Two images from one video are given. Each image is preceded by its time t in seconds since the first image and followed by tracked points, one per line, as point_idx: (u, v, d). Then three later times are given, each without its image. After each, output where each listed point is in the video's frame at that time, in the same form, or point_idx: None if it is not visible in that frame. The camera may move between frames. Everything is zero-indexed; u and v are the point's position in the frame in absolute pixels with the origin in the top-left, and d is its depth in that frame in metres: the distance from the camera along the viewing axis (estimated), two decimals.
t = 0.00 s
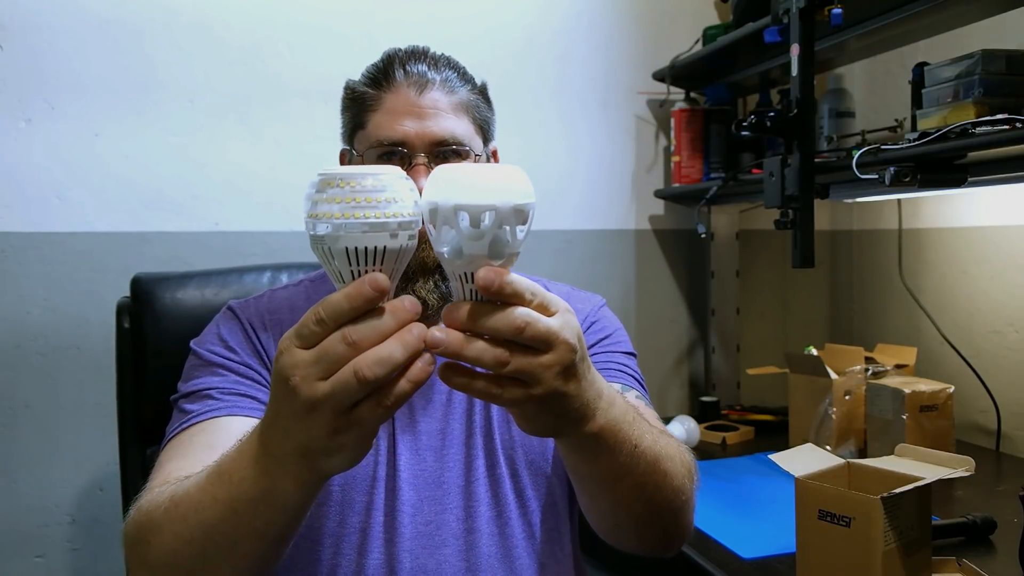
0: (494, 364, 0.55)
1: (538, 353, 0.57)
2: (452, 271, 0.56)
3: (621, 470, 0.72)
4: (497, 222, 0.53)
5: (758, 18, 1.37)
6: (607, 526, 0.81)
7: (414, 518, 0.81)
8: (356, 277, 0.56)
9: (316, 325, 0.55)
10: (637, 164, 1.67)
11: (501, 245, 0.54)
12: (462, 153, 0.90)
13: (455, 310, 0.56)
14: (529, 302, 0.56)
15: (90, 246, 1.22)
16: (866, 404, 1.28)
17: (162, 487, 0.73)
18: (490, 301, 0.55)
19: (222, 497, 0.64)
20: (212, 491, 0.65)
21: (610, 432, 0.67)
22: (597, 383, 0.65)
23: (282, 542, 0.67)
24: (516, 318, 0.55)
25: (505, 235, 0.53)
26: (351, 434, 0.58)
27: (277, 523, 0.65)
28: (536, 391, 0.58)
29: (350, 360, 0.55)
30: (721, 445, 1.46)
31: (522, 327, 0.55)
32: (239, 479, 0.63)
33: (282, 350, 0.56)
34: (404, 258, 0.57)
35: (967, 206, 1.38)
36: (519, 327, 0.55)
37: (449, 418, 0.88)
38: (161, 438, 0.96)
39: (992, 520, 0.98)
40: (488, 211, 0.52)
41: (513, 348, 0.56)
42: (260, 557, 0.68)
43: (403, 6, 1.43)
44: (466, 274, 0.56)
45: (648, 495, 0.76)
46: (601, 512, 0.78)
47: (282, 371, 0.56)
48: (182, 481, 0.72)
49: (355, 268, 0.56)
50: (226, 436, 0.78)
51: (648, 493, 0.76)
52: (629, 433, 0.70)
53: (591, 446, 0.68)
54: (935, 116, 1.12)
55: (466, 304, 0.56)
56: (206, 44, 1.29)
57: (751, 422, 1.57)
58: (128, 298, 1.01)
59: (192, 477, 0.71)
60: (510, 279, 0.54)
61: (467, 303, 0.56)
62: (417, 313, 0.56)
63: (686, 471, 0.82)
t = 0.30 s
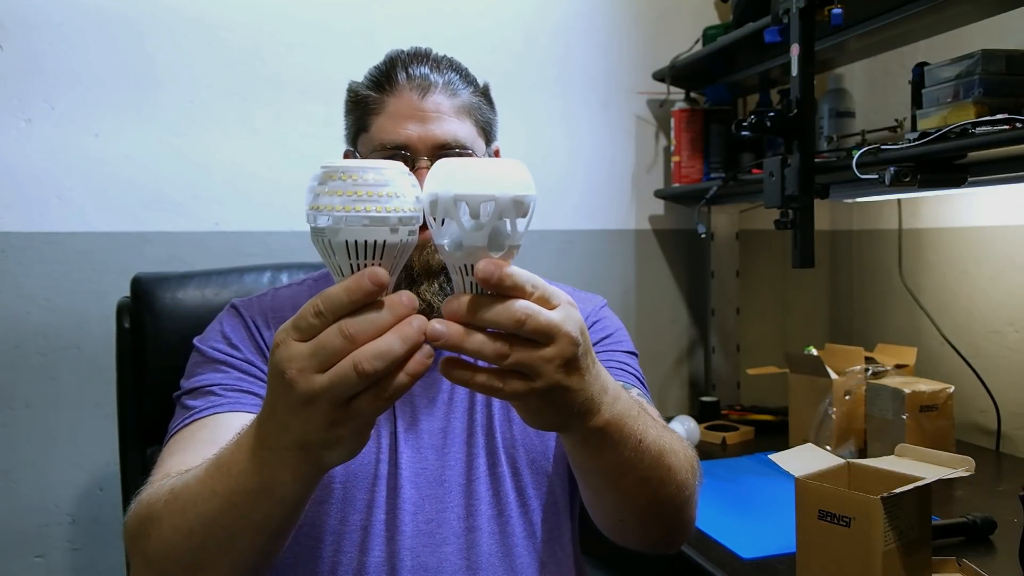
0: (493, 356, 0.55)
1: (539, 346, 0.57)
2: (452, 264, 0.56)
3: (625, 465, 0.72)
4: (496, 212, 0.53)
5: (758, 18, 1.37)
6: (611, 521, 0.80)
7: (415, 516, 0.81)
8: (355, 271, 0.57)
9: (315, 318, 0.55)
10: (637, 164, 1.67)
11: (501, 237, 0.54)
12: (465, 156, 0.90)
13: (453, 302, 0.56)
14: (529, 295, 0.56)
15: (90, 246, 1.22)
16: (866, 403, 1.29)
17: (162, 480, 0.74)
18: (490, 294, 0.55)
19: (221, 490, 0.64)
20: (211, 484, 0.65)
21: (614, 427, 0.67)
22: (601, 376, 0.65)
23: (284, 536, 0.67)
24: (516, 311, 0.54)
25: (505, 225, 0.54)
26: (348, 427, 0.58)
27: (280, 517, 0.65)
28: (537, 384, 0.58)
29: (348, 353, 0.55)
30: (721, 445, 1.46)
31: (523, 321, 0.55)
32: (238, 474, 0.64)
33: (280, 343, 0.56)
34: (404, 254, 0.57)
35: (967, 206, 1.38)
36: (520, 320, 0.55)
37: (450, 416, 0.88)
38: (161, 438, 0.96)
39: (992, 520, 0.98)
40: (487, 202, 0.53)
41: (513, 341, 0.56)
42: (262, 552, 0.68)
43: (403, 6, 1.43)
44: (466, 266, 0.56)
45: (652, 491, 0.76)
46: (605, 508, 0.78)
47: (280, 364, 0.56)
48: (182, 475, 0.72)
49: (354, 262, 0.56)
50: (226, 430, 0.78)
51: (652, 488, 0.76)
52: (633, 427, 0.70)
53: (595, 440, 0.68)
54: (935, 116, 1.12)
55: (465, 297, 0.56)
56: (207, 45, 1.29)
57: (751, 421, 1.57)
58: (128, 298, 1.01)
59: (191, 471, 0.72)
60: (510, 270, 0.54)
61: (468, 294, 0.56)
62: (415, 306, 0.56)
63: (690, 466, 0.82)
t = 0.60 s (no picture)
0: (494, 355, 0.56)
1: (540, 344, 0.57)
2: (452, 264, 0.56)
3: (628, 462, 0.72)
4: (496, 212, 0.53)
5: (758, 18, 1.37)
6: (614, 520, 0.80)
7: (416, 515, 0.82)
8: (356, 270, 0.57)
9: (315, 317, 0.55)
10: (637, 164, 1.67)
11: (501, 236, 0.54)
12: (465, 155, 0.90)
13: (453, 302, 0.56)
14: (529, 294, 0.56)
15: (90, 246, 1.22)
16: (866, 403, 1.29)
17: (166, 479, 0.74)
18: (489, 295, 0.55)
19: (224, 489, 0.64)
20: (215, 483, 0.65)
21: (617, 424, 0.67)
22: (603, 374, 0.65)
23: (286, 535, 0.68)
24: (517, 312, 0.54)
25: (505, 225, 0.54)
26: (348, 426, 0.58)
27: (281, 516, 0.65)
28: (540, 382, 0.58)
29: (349, 353, 0.55)
30: (721, 445, 1.46)
31: (523, 320, 0.55)
32: (240, 473, 0.64)
33: (280, 343, 0.56)
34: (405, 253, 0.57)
35: (967, 206, 1.38)
36: (521, 319, 0.55)
37: (451, 416, 0.88)
38: (162, 438, 0.96)
39: (992, 520, 0.98)
40: (488, 202, 0.53)
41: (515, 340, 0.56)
42: (263, 551, 0.68)
43: (403, 6, 1.43)
44: (466, 265, 0.56)
45: (655, 488, 0.76)
46: (608, 506, 0.78)
47: (280, 364, 0.56)
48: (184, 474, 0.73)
49: (355, 261, 0.56)
50: (232, 430, 0.78)
51: (655, 485, 0.76)
52: (636, 425, 0.70)
53: (598, 438, 0.68)
54: (935, 116, 1.12)
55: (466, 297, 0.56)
56: (207, 45, 1.29)
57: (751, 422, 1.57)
58: (128, 298, 1.01)
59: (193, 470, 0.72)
60: (510, 270, 0.54)
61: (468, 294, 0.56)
62: (415, 306, 0.56)
63: (691, 463, 0.82)
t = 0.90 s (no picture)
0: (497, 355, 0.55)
1: (543, 343, 0.57)
2: (453, 263, 0.56)
3: (630, 460, 0.72)
4: (496, 211, 0.53)
5: (758, 18, 1.37)
6: (616, 517, 0.80)
7: (416, 514, 0.82)
8: (360, 274, 0.57)
9: (319, 318, 0.55)
10: (637, 164, 1.67)
11: (501, 236, 0.54)
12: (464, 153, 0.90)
13: (454, 304, 0.56)
14: (529, 293, 0.56)
15: (89, 246, 1.22)
16: (866, 404, 1.29)
17: (166, 478, 0.74)
18: (489, 295, 0.55)
19: (226, 490, 0.64)
20: (216, 483, 0.65)
21: (619, 422, 0.67)
22: (605, 372, 0.65)
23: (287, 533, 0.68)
24: (517, 311, 0.54)
25: (504, 225, 0.54)
26: (349, 426, 0.58)
27: (282, 516, 0.65)
28: (543, 379, 0.58)
29: (350, 355, 0.55)
30: (721, 445, 1.45)
31: (525, 319, 0.55)
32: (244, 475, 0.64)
33: (282, 343, 0.56)
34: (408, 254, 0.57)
35: (967, 205, 1.38)
36: (523, 317, 0.55)
37: (451, 416, 0.88)
38: (162, 439, 0.96)
39: (992, 520, 0.98)
40: (488, 201, 0.52)
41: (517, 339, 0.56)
42: (264, 551, 0.68)
43: (403, 6, 1.43)
44: (466, 265, 0.56)
45: (657, 486, 0.76)
46: (609, 503, 0.78)
47: (282, 364, 0.56)
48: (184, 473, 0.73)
49: (358, 266, 0.56)
50: (234, 430, 0.79)
51: (657, 483, 0.76)
52: (638, 422, 0.70)
53: (600, 436, 0.68)
54: (935, 116, 1.12)
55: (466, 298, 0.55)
56: (207, 45, 1.29)
57: (751, 422, 1.57)
58: (128, 298, 1.01)
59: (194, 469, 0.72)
60: (510, 271, 0.54)
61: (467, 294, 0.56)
62: (418, 305, 0.56)
63: (691, 461, 0.81)
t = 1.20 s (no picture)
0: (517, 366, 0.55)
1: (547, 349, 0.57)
2: (445, 275, 0.56)
3: (630, 453, 0.72)
4: (478, 217, 0.52)
5: (758, 18, 1.37)
6: (618, 511, 0.80)
7: (417, 514, 0.82)
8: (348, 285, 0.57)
9: (306, 322, 0.56)
10: (637, 164, 1.67)
11: (489, 242, 0.54)
12: (464, 148, 0.90)
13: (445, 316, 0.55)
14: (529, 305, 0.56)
15: (89, 246, 1.22)
16: (866, 404, 1.29)
17: (159, 474, 0.74)
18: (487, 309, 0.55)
19: (204, 480, 0.64)
20: (197, 472, 0.65)
21: (618, 414, 0.67)
22: (605, 366, 0.65)
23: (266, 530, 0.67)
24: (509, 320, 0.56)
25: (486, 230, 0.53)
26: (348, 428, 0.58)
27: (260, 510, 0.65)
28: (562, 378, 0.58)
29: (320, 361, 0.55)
30: (721, 445, 1.45)
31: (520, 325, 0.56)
32: (223, 471, 0.64)
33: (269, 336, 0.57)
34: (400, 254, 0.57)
35: (967, 205, 1.38)
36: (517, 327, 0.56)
37: (452, 416, 0.88)
38: (162, 439, 0.96)
39: (992, 520, 0.98)
40: (469, 209, 0.52)
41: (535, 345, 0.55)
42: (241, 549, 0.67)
43: (404, 6, 1.43)
44: (458, 276, 0.56)
45: (659, 480, 0.75)
46: (613, 496, 0.78)
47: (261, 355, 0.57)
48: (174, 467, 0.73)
49: (346, 279, 0.56)
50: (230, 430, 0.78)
51: (658, 472, 0.75)
52: (637, 414, 0.70)
53: (601, 429, 0.68)
54: (935, 116, 1.12)
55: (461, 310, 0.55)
56: (207, 45, 1.29)
57: (751, 421, 1.57)
58: (129, 298, 1.02)
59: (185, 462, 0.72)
60: (495, 285, 0.54)
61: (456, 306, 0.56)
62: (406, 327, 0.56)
63: (689, 452, 0.81)
